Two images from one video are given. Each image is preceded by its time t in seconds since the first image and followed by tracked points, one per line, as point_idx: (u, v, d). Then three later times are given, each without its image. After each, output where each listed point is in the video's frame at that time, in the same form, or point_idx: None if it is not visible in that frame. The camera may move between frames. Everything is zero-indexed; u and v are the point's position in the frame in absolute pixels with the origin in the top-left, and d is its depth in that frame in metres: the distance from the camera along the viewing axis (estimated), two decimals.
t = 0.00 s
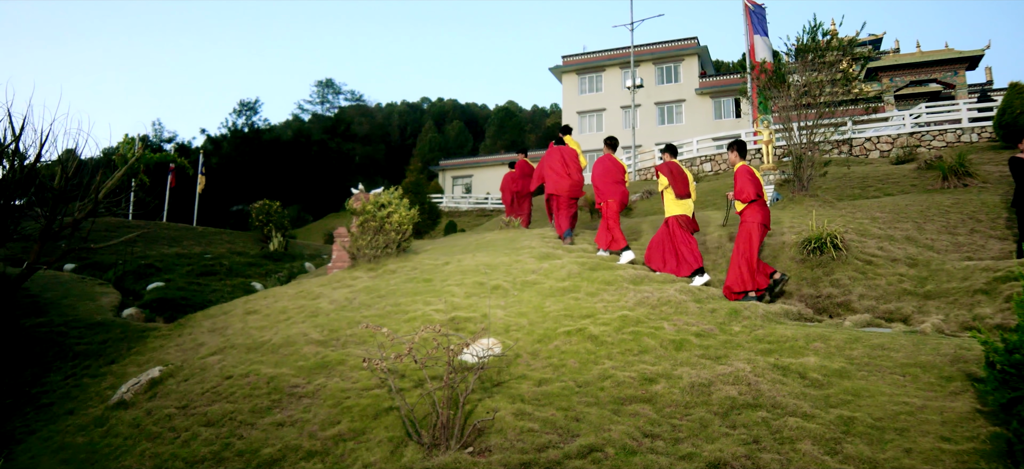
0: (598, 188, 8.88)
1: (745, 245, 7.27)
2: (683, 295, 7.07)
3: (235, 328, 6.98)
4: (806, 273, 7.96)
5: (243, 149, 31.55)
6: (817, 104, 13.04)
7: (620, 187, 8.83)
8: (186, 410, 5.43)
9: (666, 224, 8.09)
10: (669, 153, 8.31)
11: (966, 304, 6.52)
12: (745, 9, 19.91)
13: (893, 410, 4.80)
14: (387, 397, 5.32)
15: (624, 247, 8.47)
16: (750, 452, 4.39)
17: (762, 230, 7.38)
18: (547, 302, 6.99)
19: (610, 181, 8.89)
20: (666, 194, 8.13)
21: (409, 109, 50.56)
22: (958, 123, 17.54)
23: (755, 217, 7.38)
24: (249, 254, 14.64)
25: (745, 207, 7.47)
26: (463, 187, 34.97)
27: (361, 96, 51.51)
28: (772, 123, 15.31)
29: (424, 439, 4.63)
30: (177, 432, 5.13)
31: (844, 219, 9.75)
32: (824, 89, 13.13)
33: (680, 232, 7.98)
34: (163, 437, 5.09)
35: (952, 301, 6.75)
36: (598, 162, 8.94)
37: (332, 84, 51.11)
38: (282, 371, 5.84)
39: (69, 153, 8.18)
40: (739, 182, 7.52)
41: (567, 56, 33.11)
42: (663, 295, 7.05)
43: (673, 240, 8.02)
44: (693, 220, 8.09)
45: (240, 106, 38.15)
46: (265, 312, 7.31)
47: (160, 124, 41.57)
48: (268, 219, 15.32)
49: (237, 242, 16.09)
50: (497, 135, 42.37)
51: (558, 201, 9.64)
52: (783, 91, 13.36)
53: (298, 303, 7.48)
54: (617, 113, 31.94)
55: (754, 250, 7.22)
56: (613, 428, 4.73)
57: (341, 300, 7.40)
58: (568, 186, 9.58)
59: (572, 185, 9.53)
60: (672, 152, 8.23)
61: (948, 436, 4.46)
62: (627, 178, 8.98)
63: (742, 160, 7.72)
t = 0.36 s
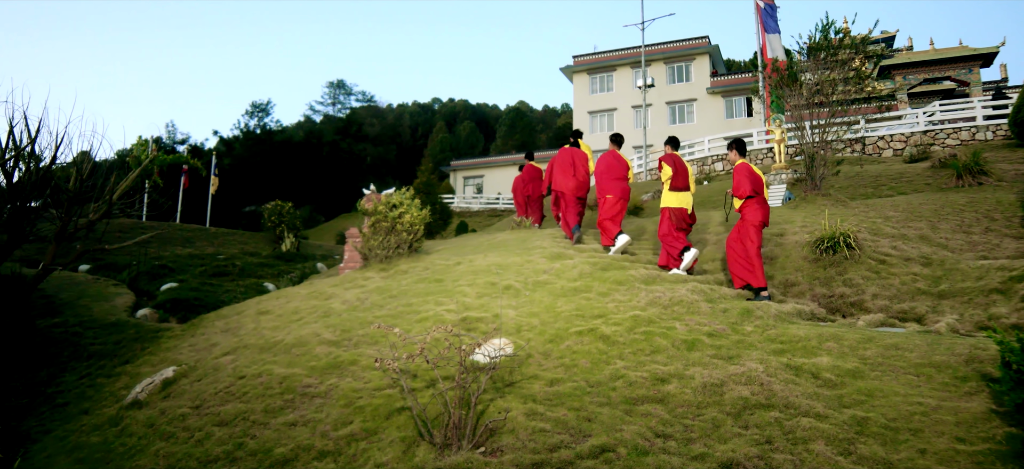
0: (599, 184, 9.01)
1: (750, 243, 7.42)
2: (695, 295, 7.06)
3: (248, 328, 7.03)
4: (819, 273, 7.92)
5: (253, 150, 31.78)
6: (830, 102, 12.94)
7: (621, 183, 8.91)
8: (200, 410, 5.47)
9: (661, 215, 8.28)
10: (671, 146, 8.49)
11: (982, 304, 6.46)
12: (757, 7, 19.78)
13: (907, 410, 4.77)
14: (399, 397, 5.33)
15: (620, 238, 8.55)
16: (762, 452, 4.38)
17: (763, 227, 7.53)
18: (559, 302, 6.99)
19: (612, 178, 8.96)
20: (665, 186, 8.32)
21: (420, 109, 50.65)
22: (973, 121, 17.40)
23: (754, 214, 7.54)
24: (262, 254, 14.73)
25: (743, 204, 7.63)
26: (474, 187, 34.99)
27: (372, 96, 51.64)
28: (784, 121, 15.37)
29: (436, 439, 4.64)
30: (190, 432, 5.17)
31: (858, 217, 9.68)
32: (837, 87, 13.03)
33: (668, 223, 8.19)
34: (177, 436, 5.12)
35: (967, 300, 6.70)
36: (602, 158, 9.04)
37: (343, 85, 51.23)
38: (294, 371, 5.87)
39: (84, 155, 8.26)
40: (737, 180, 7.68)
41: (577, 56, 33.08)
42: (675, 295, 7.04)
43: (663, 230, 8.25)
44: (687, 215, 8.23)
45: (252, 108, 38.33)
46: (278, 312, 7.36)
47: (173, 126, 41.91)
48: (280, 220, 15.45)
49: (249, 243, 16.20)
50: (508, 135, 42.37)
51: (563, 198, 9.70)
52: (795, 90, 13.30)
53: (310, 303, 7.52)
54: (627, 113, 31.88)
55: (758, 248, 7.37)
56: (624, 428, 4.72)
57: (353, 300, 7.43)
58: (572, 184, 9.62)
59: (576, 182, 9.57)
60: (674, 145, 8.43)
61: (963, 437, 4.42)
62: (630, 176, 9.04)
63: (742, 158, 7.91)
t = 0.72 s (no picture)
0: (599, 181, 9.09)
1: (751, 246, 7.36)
2: (703, 295, 7.04)
3: (256, 328, 7.06)
4: (827, 273, 7.89)
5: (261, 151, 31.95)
6: (837, 101, 12.80)
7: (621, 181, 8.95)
8: (209, 409, 5.50)
9: (659, 210, 8.37)
10: (672, 143, 8.42)
11: (992, 304, 6.43)
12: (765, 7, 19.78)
13: (917, 411, 4.74)
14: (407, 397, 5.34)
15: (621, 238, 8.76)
16: (771, 453, 4.37)
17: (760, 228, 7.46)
18: (567, 302, 6.99)
19: (612, 176, 9.00)
20: (665, 184, 8.29)
21: (426, 109, 50.72)
22: (983, 119, 17.29)
23: (751, 215, 7.46)
24: (270, 254, 14.79)
25: (741, 206, 7.57)
26: (481, 187, 35.01)
27: (379, 97, 51.74)
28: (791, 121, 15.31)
29: (444, 439, 4.64)
30: (200, 432, 5.19)
31: (867, 217, 9.63)
32: (845, 86, 13.00)
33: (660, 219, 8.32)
34: (186, 436, 5.14)
35: (977, 300, 6.67)
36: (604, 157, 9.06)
37: (351, 86, 51.36)
38: (303, 371, 5.89)
39: (93, 156, 8.30)
40: (734, 183, 7.66)
41: (584, 56, 33.06)
42: (682, 295, 7.02)
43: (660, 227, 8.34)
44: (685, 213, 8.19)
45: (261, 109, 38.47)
46: (287, 312, 7.39)
47: (181, 127, 42.09)
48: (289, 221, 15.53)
49: (257, 243, 16.28)
50: (515, 136, 42.38)
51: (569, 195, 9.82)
52: (803, 89, 13.13)
53: (318, 303, 7.55)
54: (634, 113, 31.84)
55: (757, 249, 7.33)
56: (632, 428, 4.72)
57: (361, 300, 7.45)
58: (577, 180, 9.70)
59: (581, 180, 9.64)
60: (673, 142, 8.37)
61: (973, 437, 4.40)
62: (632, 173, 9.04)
63: (740, 163, 7.91)
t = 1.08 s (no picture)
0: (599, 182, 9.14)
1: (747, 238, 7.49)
2: (712, 295, 7.03)
3: (265, 329, 7.09)
4: (837, 272, 7.86)
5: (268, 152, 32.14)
6: (847, 100, 12.73)
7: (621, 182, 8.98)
8: (218, 409, 5.52)
9: (654, 215, 8.38)
10: (665, 146, 8.40)
11: (1003, 304, 6.38)
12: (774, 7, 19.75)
13: (927, 411, 4.72)
14: (416, 397, 5.35)
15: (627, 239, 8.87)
16: (780, 453, 4.36)
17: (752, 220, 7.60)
18: (575, 302, 6.99)
19: (612, 178, 9.03)
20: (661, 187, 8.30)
21: (434, 110, 50.78)
22: (993, 118, 17.18)
23: (743, 207, 7.62)
24: (279, 255, 14.86)
25: (733, 198, 7.74)
26: (489, 187, 35.04)
27: (387, 98, 51.80)
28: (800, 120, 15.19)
29: (452, 439, 4.65)
30: (209, 431, 5.22)
31: (876, 217, 9.59)
32: (855, 85, 12.90)
33: (659, 223, 8.34)
34: (196, 436, 5.17)
35: (988, 300, 6.63)
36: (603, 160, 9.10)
37: (359, 86, 51.46)
38: (311, 372, 5.91)
39: (103, 158, 8.35)
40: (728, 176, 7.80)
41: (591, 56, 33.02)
42: (691, 295, 7.01)
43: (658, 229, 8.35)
44: (683, 213, 8.22)
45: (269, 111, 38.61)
46: (296, 313, 7.42)
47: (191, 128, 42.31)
48: (297, 222, 15.62)
49: (267, 244, 16.35)
50: (523, 136, 42.38)
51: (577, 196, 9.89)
52: (812, 88, 13.09)
53: (327, 303, 7.58)
54: (642, 112, 31.79)
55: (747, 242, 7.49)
56: (641, 428, 4.72)
57: (370, 300, 7.48)
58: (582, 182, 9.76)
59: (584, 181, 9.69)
60: (667, 145, 8.39)
61: (984, 438, 4.38)
62: (632, 173, 9.06)
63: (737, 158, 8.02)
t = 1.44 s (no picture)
0: (597, 183, 9.23)
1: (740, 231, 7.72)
2: (717, 295, 7.02)
3: (271, 329, 7.12)
4: (843, 273, 7.84)
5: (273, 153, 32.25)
6: (852, 100, 12.71)
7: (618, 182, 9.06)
8: (225, 409, 5.55)
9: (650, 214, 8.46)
10: (657, 145, 8.55)
11: (1011, 305, 6.36)
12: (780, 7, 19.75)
13: (934, 412, 4.71)
14: (422, 398, 5.36)
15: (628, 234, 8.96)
16: (786, 454, 4.35)
17: (748, 212, 7.79)
18: (580, 303, 7.00)
19: (610, 178, 9.12)
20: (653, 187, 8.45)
21: (440, 111, 50.84)
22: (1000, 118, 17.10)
23: (739, 200, 7.83)
24: (285, 256, 14.91)
25: (730, 192, 7.92)
26: (495, 188, 35.04)
27: (392, 98, 51.80)
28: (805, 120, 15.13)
29: (458, 439, 4.66)
30: (215, 431, 5.24)
31: (882, 217, 9.56)
32: (860, 85, 12.83)
33: (655, 221, 8.38)
34: (202, 436, 5.19)
35: (995, 300, 6.60)
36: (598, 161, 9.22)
37: (364, 87, 51.52)
38: (317, 372, 5.93)
39: (111, 159, 8.39)
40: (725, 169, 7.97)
41: (596, 57, 33.08)
42: (696, 296, 7.00)
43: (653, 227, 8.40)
44: (677, 211, 8.30)
45: (275, 111, 38.72)
46: (302, 313, 7.45)
47: (198, 130, 42.43)
48: (303, 223, 15.67)
49: (273, 245, 16.41)
50: (529, 137, 42.37)
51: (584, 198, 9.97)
52: (817, 88, 13.04)
53: (332, 304, 7.61)
54: (647, 113, 31.78)
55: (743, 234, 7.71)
56: (646, 429, 4.72)
57: (375, 301, 7.50)
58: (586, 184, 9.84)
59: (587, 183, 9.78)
60: (661, 146, 8.51)
61: (991, 439, 4.36)
62: (629, 172, 9.13)
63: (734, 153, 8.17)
